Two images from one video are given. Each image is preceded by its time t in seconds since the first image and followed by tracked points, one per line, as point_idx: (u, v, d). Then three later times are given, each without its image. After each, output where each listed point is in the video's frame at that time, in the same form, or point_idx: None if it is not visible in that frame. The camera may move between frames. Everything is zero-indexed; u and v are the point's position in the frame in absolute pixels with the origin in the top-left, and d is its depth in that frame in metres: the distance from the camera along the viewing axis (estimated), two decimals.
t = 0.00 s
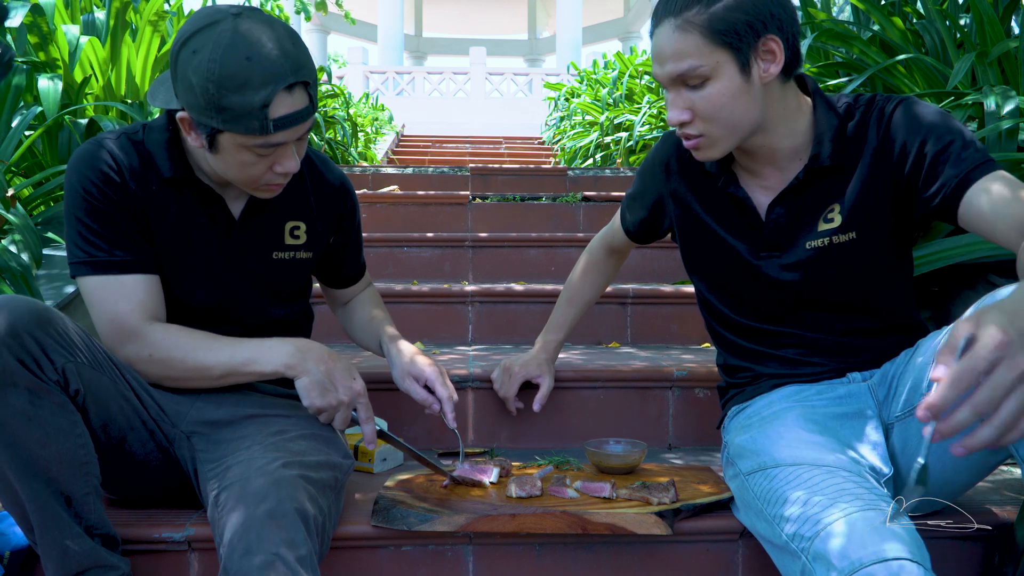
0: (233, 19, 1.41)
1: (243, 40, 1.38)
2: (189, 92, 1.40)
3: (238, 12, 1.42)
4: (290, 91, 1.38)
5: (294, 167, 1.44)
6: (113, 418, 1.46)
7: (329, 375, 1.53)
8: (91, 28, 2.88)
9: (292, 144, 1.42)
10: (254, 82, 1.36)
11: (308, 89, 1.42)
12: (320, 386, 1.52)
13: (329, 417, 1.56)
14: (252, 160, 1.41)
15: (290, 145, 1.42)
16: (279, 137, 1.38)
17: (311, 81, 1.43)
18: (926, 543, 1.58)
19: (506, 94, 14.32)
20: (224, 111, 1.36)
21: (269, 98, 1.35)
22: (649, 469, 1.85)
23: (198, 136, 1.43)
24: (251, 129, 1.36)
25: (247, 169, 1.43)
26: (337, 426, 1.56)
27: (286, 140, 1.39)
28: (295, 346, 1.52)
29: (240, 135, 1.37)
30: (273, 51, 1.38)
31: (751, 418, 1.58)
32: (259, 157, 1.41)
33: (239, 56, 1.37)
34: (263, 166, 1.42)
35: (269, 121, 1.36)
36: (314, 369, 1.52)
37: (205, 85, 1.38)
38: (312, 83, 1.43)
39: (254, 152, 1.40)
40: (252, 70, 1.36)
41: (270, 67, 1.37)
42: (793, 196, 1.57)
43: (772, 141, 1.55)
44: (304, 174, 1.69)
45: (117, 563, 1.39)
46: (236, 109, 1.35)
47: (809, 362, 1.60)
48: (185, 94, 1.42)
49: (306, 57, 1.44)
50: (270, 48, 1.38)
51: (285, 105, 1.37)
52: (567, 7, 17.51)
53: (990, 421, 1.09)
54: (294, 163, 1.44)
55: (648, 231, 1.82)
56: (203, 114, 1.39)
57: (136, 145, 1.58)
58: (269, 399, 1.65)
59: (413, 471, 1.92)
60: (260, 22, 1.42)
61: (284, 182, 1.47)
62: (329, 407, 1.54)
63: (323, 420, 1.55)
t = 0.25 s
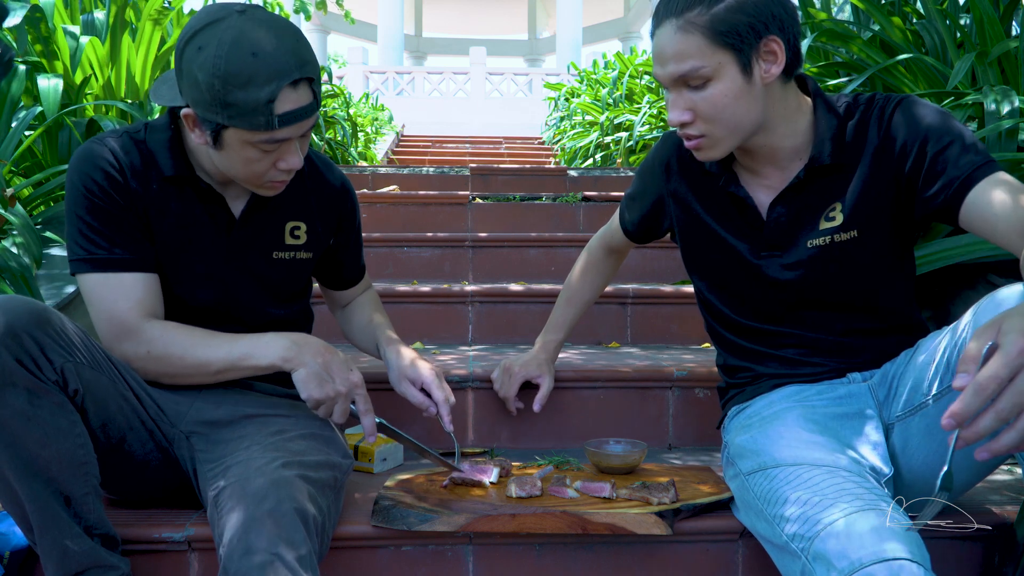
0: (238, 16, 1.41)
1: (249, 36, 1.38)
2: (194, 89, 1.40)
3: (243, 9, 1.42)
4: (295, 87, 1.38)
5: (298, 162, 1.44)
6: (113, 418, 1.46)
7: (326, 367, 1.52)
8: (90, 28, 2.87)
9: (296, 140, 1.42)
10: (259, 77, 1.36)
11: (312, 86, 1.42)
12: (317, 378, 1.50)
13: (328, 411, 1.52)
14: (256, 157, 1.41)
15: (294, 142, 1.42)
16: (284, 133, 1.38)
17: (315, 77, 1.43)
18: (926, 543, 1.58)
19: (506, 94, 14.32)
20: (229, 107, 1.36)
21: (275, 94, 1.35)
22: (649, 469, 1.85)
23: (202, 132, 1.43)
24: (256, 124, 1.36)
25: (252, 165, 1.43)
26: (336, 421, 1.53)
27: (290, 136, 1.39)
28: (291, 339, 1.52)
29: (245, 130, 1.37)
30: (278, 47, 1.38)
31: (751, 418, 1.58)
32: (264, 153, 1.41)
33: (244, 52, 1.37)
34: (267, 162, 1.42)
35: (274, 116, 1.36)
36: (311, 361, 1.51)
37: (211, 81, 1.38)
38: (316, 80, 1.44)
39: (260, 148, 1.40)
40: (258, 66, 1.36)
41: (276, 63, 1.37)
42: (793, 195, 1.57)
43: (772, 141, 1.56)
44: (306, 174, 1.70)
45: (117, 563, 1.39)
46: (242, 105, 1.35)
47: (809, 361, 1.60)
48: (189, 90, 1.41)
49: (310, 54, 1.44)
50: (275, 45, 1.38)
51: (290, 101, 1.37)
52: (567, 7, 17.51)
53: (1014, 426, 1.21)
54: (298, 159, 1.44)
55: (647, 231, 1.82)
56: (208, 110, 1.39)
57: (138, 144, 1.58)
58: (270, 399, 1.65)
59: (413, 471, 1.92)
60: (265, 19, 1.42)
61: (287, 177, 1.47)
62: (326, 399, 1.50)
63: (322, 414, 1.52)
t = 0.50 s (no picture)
0: (258, 10, 1.42)
1: (268, 29, 1.39)
2: (212, 80, 1.41)
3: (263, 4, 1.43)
4: (312, 81, 1.39)
5: (312, 158, 1.45)
6: (113, 418, 1.46)
7: (322, 366, 1.51)
8: (91, 27, 2.88)
9: (311, 136, 1.43)
10: (277, 70, 1.37)
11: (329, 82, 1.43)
12: (312, 377, 1.50)
13: (325, 410, 1.52)
14: (270, 151, 1.42)
15: (309, 137, 1.43)
16: (299, 126, 1.39)
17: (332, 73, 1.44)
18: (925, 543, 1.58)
19: (506, 94, 14.32)
20: (246, 98, 1.37)
21: (292, 86, 1.36)
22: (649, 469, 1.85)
23: (218, 126, 1.43)
24: (273, 116, 1.37)
25: (265, 159, 1.43)
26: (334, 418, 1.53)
27: (305, 130, 1.40)
28: (287, 338, 1.51)
29: (261, 122, 1.38)
30: (297, 41, 1.40)
31: (751, 418, 1.58)
32: (278, 147, 1.42)
33: (263, 45, 1.38)
34: (281, 156, 1.43)
35: (290, 109, 1.37)
36: (306, 360, 1.51)
37: (229, 72, 1.38)
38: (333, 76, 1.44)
39: (274, 141, 1.40)
40: (277, 59, 1.37)
41: (294, 57, 1.38)
42: (793, 196, 1.57)
43: (773, 142, 1.55)
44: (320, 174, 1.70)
45: (117, 563, 1.39)
46: (259, 96, 1.36)
47: (809, 361, 1.60)
48: (207, 82, 1.42)
49: (328, 50, 1.45)
50: (295, 39, 1.39)
51: (307, 94, 1.38)
52: (567, 7, 17.51)
53: (1008, 418, 1.21)
54: (311, 154, 1.44)
55: (647, 231, 1.81)
56: (224, 101, 1.39)
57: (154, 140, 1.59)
58: (270, 398, 1.65)
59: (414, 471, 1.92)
60: (285, 14, 1.43)
61: (301, 173, 1.47)
62: (323, 398, 1.51)
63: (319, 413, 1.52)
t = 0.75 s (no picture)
0: (291, 8, 1.49)
1: (301, 23, 1.46)
2: (244, 70, 1.46)
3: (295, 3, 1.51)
4: (340, 72, 1.45)
5: (336, 151, 1.48)
6: (113, 416, 1.48)
7: (297, 368, 1.49)
8: (92, 27, 2.89)
9: (337, 127, 1.47)
10: (308, 59, 1.43)
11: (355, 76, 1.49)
12: (290, 379, 1.49)
13: (305, 412, 1.53)
14: (297, 140, 1.46)
15: (334, 127, 1.47)
16: (325, 115, 1.43)
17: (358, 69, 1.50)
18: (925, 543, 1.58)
19: (506, 94, 14.32)
20: (277, 85, 1.42)
21: (321, 74, 1.42)
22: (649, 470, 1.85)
23: (247, 117, 1.48)
24: (301, 102, 1.42)
25: (291, 150, 1.47)
26: (316, 421, 1.54)
27: (331, 120, 1.44)
28: (267, 338, 1.49)
29: (289, 108, 1.43)
30: (328, 35, 1.46)
31: (751, 418, 1.58)
32: (305, 135, 1.45)
33: (296, 37, 1.45)
34: (306, 146, 1.46)
35: (318, 96, 1.42)
36: (283, 362, 1.48)
37: (262, 62, 1.44)
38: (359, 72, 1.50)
39: (301, 130, 1.44)
40: (308, 49, 1.44)
41: (325, 49, 1.45)
42: (793, 196, 1.57)
43: (773, 142, 1.55)
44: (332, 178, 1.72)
45: (117, 564, 1.38)
46: (290, 82, 1.42)
47: (809, 361, 1.60)
48: (239, 73, 1.47)
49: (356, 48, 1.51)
50: (327, 34, 1.46)
51: (334, 84, 1.43)
52: (567, 7, 17.52)
53: (996, 411, 1.24)
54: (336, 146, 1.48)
55: (647, 231, 1.81)
56: (254, 89, 1.44)
57: (174, 135, 1.61)
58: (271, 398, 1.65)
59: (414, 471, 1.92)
60: (317, 13, 1.50)
61: (325, 167, 1.50)
62: (300, 400, 1.50)
63: (299, 417, 1.53)
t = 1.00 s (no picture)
0: None
1: None
2: (255, 34, 1.59)
3: None
4: (339, 37, 1.55)
5: (334, 117, 1.55)
6: (114, 414, 1.47)
7: (268, 370, 1.49)
8: (91, 26, 2.88)
9: (334, 92, 1.55)
10: (310, 18, 1.54)
11: (357, 48, 1.57)
12: (261, 382, 1.49)
13: (283, 414, 1.53)
14: (295, 99, 1.54)
15: (332, 91, 1.54)
16: (321, 70, 1.52)
17: (361, 43, 1.59)
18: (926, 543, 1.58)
19: (506, 94, 14.32)
20: (280, 39, 1.54)
21: (319, 30, 1.53)
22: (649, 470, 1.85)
23: (255, 80, 1.59)
24: (299, 53, 1.52)
25: (289, 109, 1.54)
26: (295, 422, 1.53)
27: (328, 78, 1.53)
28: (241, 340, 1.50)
29: (289, 61, 1.53)
30: (334, 7, 1.58)
31: (751, 418, 1.58)
32: (303, 94, 1.54)
33: (305, 4, 1.58)
34: (304, 106, 1.54)
35: (314, 51, 1.52)
36: (254, 365, 1.49)
37: (269, 22, 1.57)
38: (361, 46, 1.59)
39: (299, 87, 1.53)
40: (312, 12, 1.56)
41: (328, 15, 1.56)
42: (794, 196, 1.57)
43: (775, 142, 1.55)
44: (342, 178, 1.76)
45: (117, 563, 1.38)
46: (291, 35, 1.53)
47: (810, 360, 1.60)
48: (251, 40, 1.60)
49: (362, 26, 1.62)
50: (334, 7, 1.59)
51: (332, 43, 1.53)
52: (567, 7, 17.51)
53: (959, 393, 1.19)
54: (333, 111, 1.54)
55: (648, 231, 1.81)
56: (259, 48, 1.57)
57: (193, 136, 1.67)
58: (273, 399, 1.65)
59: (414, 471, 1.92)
60: None
61: (324, 136, 1.55)
62: (274, 402, 1.50)
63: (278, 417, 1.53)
